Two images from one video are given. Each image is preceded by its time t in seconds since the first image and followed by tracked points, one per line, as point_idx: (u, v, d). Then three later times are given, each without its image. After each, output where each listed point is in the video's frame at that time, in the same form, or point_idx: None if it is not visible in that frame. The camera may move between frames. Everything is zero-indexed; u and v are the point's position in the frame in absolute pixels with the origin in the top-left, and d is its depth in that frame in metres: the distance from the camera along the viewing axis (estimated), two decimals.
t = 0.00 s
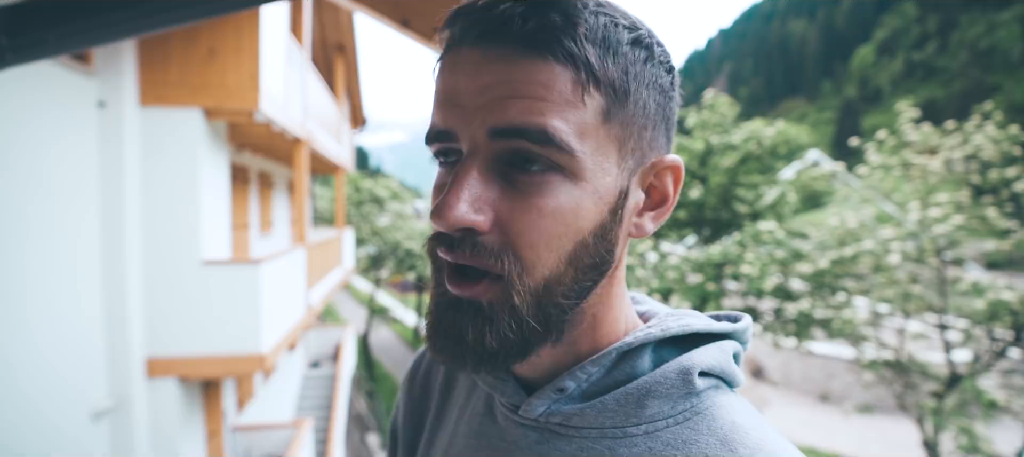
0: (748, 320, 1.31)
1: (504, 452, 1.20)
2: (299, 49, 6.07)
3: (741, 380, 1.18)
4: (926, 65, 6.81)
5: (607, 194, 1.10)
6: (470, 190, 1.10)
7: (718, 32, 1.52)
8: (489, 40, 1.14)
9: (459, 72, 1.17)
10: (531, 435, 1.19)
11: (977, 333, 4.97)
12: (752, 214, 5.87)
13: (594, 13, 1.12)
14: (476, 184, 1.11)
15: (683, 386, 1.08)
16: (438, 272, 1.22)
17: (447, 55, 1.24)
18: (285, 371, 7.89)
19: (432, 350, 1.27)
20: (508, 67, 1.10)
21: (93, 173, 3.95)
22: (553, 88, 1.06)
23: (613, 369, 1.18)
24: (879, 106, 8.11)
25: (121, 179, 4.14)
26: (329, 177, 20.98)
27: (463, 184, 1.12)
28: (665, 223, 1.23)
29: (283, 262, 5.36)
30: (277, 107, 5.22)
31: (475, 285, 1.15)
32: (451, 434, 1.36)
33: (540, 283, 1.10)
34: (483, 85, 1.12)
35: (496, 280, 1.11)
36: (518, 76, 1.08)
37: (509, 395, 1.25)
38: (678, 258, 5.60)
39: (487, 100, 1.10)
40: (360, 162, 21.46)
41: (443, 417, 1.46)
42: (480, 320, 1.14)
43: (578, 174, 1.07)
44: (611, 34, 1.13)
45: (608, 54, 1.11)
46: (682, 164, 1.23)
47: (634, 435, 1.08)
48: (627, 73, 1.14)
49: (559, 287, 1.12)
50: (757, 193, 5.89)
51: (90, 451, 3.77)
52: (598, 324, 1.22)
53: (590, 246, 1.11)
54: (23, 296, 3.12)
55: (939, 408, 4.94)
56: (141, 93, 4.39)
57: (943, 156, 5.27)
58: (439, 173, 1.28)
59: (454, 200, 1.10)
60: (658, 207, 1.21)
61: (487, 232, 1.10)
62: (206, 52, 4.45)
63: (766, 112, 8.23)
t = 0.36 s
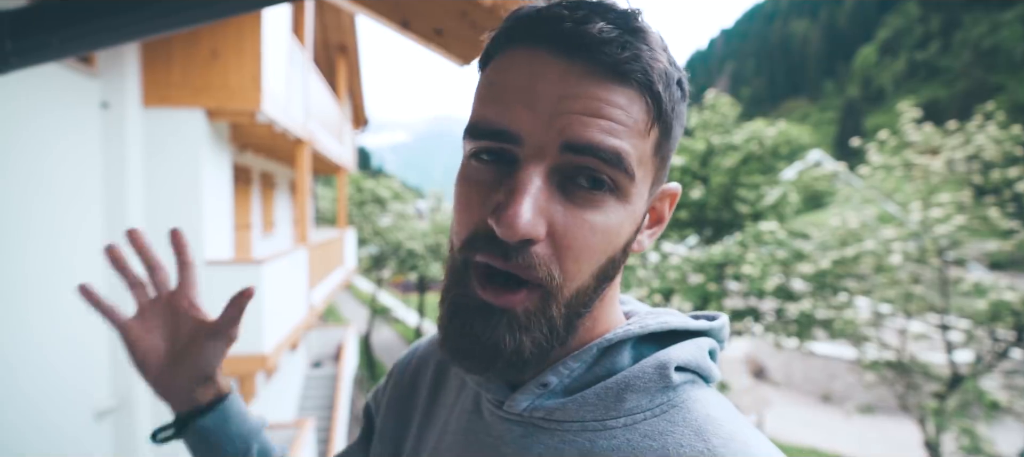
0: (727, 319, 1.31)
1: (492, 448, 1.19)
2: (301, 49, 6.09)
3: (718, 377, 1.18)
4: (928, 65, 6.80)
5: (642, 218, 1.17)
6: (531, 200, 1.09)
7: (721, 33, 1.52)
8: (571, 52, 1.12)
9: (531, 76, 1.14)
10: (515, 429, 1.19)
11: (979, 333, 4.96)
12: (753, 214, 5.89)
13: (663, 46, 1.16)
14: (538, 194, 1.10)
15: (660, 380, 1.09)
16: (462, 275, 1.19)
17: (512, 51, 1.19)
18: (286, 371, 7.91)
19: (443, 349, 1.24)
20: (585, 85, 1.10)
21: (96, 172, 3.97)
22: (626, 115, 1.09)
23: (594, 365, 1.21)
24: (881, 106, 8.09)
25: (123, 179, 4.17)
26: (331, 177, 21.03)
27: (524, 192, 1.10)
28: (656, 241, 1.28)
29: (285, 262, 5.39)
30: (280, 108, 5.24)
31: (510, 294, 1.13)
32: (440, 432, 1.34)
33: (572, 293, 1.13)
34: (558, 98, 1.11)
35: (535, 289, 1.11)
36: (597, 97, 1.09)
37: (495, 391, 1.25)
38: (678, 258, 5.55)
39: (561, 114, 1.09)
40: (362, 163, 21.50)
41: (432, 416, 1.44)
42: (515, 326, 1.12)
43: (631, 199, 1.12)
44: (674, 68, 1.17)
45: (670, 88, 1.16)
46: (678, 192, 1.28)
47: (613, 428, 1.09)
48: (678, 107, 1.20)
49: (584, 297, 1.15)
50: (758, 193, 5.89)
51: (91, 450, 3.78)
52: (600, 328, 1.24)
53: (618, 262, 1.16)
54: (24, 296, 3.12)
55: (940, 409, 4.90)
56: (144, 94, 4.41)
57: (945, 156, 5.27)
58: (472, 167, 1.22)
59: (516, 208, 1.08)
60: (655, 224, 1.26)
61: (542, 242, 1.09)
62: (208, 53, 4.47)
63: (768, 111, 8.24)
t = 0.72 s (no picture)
0: (732, 318, 1.31)
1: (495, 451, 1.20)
2: (303, 50, 6.10)
3: (722, 377, 1.18)
4: (931, 65, 6.78)
5: (631, 216, 1.15)
6: (505, 197, 1.10)
7: (719, 35, 1.52)
8: (547, 48, 1.12)
9: (508, 73, 1.15)
10: (517, 431, 1.21)
11: (982, 334, 4.96)
12: (755, 214, 5.88)
13: (647, 37, 1.14)
14: (513, 191, 1.11)
15: (664, 382, 1.09)
16: (450, 270, 1.21)
17: (493, 50, 1.20)
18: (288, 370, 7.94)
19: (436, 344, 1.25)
20: (561, 80, 1.10)
21: (99, 172, 3.98)
22: (603, 110, 1.08)
23: (596, 366, 1.21)
24: (884, 106, 8.06)
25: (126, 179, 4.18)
26: (332, 177, 21.06)
27: (499, 189, 1.11)
28: (663, 240, 1.29)
29: (287, 262, 5.41)
30: (282, 109, 5.25)
31: (494, 288, 1.15)
32: (444, 434, 1.35)
33: (557, 292, 1.13)
34: (534, 94, 1.11)
35: (516, 285, 1.11)
36: (573, 91, 1.08)
37: (497, 393, 1.26)
38: (680, 258, 5.54)
39: (537, 110, 1.10)
40: (365, 163, 21.54)
41: (436, 416, 1.45)
42: (499, 321, 1.13)
43: (613, 195, 1.10)
44: (662, 60, 1.15)
45: (656, 80, 1.13)
46: (686, 189, 1.30)
47: (616, 430, 1.10)
48: (669, 101, 1.17)
49: (573, 295, 1.14)
50: (761, 193, 5.87)
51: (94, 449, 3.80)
52: (599, 328, 1.24)
53: (607, 260, 1.15)
54: (25, 295, 3.12)
55: (944, 410, 4.90)
56: (146, 95, 4.43)
57: (948, 157, 5.25)
58: (461, 166, 1.26)
59: (489, 205, 1.10)
60: (659, 224, 1.27)
61: (518, 240, 1.10)
62: (211, 54, 4.48)
63: (770, 111, 8.23)
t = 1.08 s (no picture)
0: (749, 318, 1.29)
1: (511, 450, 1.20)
2: (306, 50, 6.11)
3: (739, 377, 1.17)
4: (934, 65, 6.75)
5: (628, 204, 1.11)
6: (496, 185, 1.11)
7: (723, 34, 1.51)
8: (534, 42, 1.14)
9: (499, 68, 1.17)
10: (533, 429, 1.20)
11: (986, 334, 4.89)
12: (758, 215, 5.93)
13: (634, 27, 1.13)
14: (504, 179, 1.11)
15: (680, 382, 1.08)
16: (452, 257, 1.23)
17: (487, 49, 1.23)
18: (291, 370, 7.97)
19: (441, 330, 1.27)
20: (547, 70, 1.10)
21: (102, 172, 3.98)
22: (589, 95, 1.06)
23: (611, 365, 1.19)
24: (888, 106, 8.01)
25: (129, 179, 4.18)
26: (335, 177, 21.11)
27: (490, 178, 1.12)
28: (677, 235, 1.24)
29: (290, 262, 5.42)
30: (284, 109, 5.26)
31: (488, 270, 1.15)
32: (459, 433, 1.35)
33: (553, 278, 1.10)
34: (521, 84, 1.12)
35: (509, 271, 1.11)
36: (559, 79, 1.08)
37: (514, 392, 1.26)
38: (683, 258, 5.57)
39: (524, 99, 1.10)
40: (367, 163, 21.58)
41: (452, 416, 1.45)
42: (489, 302, 1.14)
43: (605, 181, 1.07)
44: (650, 49, 1.13)
45: (645, 67, 1.11)
46: (699, 182, 1.23)
47: (631, 430, 1.09)
48: (662, 89, 1.15)
49: (571, 284, 1.12)
50: (763, 194, 5.93)
51: (96, 449, 3.81)
52: (607, 322, 1.22)
53: (606, 250, 1.11)
54: (26, 294, 3.11)
55: (947, 410, 4.90)
56: (150, 95, 4.44)
57: (952, 157, 5.23)
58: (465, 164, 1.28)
59: (480, 192, 1.10)
60: (672, 219, 1.22)
61: (509, 228, 1.10)
62: (215, 54, 4.50)
63: (772, 112, 8.24)
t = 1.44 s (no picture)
0: (771, 322, 1.25)
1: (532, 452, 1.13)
2: (308, 50, 6.10)
3: (762, 383, 1.12)
4: (937, 65, 6.79)
5: (603, 189, 1.03)
6: (472, 180, 1.10)
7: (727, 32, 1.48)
8: (499, 40, 1.14)
9: (476, 66, 1.17)
10: (554, 432, 1.13)
11: (990, 335, 4.84)
12: (760, 215, 5.94)
13: (609, 11, 1.09)
14: (477, 172, 1.10)
15: (704, 385, 1.03)
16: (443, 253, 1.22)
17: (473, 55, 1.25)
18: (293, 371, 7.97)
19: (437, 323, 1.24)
20: (516, 62, 1.09)
21: (104, 172, 3.98)
22: (553, 81, 1.04)
23: (632, 367, 1.12)
24: (890, 106, 8.01)
25: (131, 179, 4.17)
26: (337, 177, 21.20)
27: (466, 174, 1.11)
28: (681, 225, 1.10)
29: (292, 262, 5.42)
30: (287, 109, 5.26)
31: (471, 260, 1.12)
32: (477, 432, 1.29)
33: (532, 267, 1.04)
34: (493, 78, 1.11)
35: (487, 262, 1.08)
36: (517, 73, 1.07)
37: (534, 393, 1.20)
38: (684, 258, 5.62)
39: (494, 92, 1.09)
40: (369, 163, 21.64)
41: (470, 417, 1.40)
42: (470, 289, 1.11)
43: (568, 167, 1.02)
44: (611, 31, 1.06)
45: (616, 49, 1.06)
46: (700, 165, 1.09)
47: (653, 433, 1.02)
48: (631, 69, 1.06)
49: (555, 276, 1.05)
50: (766, 193, 5.94)
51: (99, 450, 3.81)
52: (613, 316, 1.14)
53: (585, 239, 1.03)
54: (28, 294, 3.11)
55: (950, 411, 4.92)
56: (151, 95, 4.43)
57: (956, 157, 5.21)
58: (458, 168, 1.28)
59: (456, 188, 1.10)
60: (672, 210, 1.09)
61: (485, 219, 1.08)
62: (217, 54, 4.51)
63: (774, 112, 8.26)
